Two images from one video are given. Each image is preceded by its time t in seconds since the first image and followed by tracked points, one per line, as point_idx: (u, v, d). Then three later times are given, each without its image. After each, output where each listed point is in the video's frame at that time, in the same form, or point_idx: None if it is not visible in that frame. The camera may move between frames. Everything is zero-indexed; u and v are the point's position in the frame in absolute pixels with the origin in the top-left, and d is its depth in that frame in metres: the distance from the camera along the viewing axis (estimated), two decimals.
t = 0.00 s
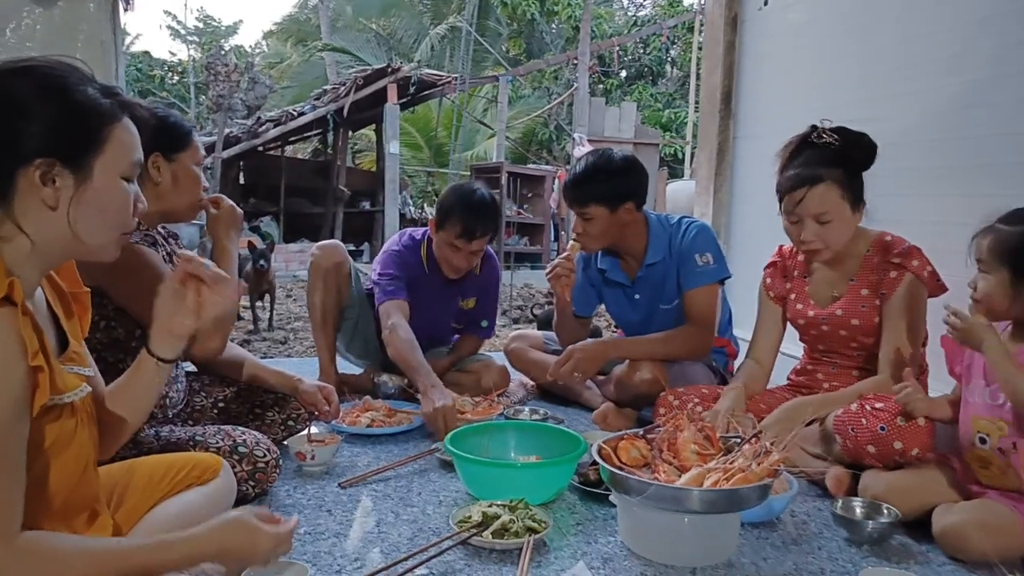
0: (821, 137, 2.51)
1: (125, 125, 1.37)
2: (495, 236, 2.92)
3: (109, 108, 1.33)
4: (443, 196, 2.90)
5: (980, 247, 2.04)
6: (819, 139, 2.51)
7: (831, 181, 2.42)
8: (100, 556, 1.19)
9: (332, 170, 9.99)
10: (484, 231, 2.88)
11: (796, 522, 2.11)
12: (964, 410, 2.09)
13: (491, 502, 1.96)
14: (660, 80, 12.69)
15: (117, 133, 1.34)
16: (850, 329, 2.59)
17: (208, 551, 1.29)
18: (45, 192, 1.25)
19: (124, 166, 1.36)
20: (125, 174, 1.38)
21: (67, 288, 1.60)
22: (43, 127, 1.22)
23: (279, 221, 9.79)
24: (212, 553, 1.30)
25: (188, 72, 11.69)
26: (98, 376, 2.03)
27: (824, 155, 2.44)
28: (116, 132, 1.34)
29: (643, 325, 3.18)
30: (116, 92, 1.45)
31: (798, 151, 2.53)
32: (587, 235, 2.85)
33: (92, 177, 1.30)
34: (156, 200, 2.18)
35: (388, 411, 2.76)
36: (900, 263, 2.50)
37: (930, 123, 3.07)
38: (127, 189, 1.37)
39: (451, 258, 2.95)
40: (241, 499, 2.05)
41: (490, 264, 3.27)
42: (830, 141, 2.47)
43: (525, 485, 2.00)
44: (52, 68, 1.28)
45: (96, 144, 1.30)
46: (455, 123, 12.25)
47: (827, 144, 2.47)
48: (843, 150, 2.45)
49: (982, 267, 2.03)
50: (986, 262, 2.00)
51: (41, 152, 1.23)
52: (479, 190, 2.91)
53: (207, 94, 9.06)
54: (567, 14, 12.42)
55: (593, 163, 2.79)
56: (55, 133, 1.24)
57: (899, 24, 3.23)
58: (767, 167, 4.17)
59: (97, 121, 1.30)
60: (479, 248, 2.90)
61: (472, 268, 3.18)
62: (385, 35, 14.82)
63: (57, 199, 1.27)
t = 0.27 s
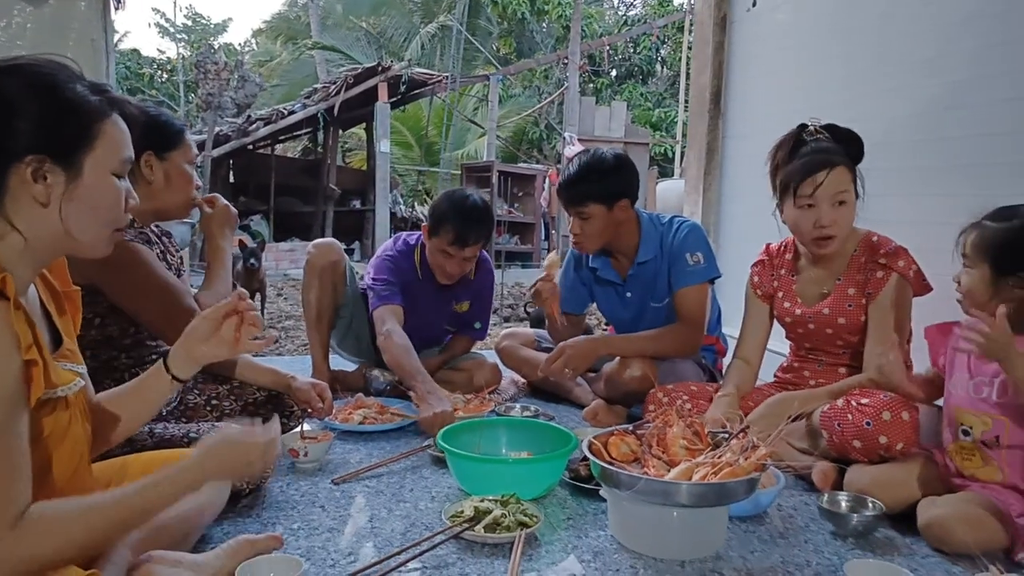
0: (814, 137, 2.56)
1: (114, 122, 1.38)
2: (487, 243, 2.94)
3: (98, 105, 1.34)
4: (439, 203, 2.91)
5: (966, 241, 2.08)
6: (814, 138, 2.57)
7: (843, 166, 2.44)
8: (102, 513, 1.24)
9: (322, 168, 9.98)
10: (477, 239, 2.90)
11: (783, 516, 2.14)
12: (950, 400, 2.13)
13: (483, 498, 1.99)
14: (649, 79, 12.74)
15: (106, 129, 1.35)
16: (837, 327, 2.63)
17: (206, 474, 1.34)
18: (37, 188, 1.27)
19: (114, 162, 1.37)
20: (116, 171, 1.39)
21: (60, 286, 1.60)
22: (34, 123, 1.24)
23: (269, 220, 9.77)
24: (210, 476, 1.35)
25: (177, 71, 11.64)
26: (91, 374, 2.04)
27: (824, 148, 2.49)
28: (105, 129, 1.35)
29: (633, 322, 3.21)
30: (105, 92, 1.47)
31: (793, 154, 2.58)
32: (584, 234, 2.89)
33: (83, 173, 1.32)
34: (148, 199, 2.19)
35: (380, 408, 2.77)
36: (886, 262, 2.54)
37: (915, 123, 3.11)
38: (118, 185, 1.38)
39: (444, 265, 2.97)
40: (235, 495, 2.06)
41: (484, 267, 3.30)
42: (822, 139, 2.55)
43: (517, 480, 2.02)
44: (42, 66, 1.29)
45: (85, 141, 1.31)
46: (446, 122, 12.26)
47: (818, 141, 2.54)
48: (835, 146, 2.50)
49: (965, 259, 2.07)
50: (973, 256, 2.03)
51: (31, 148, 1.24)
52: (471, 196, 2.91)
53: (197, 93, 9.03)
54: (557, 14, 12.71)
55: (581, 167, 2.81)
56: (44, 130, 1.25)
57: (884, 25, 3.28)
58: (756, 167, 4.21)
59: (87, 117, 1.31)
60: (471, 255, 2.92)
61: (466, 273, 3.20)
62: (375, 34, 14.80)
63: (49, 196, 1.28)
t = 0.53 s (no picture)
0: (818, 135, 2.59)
1: (125, 122, 1.41)
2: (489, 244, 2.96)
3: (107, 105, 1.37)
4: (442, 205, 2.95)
5: (967, 236, 2.12)
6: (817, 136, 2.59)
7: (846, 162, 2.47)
8: (133, 436, 1.32)
9: (323, 168, 10.01)
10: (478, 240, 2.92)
11: (781, 511, 2.17)
12: (942, 401, 2.21)
13: (485, 493, 2.02)
14: (650, 79, 12.77)
15: (115, 128, 1.37)
16: (837, 326, 2.66)
17: (187, 356, 1.39)
18: (48, 187, 1.30)
19: (124, 161, 1.39)
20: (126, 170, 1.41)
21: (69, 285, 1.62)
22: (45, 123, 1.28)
23: (270, 219, 9.81)
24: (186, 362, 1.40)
25: (178, 70, 11.67)
26: (100, 371, 2.07)
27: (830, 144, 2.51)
28: (115, 128, 1.37)
29: (633, 319, 3.25)
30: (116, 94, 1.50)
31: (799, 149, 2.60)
32: (599, 232, 2.91)
33: (93, 171, 1.34)
34: (154, 198, 2.21)
35: (382, 405, 2.80)
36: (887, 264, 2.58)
37: (914, 123, 3.14)
38: (128, 184, 1.40)
39: (448, 267, 3.00)
40: (241, 490, 2.09)
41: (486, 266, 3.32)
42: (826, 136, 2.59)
43: (519, 476, 2.05)
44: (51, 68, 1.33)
45: (94, 140, 1.34)
46: (447, 122, 12.29)
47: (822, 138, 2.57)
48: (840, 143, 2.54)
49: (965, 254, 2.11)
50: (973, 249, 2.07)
51: (41, 146, 1.28)
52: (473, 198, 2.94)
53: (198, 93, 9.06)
54: (558, 14, 12.74)
55: (587, 167, 2.83)
56: (54, 130, 1.29)
57: (883, 26, 3.30)
58: (757, 166, 4.24)
59: (96, 117, 1.34)
60: (473, 256, 2.95)
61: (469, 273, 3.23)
62: (376, 33, 14.84)
63: (60, 193, 1.31)
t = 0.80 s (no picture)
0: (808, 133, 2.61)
1: (121, 119, 1.42)
2: (484, 242, 2.99)
3: (101, 102, 1.39)
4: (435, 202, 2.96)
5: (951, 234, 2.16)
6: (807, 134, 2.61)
7: (829, 164, 2.51)
8: (154, 389, 1.39)
9: (314, 167, 10.01)
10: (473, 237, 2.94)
11: (769, 505, 2.21)
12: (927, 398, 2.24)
13: (478, 488, 2.05)
14: (641, 79, 12.83)
15: (110, 124, 1.39)
16: (824, 322, 2.70)
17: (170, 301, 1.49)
18: (43, 184, 1.32)
19: (121, 157, 1.40)
20: (124, 166, 1.42)
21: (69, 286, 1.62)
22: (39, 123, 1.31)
23: (261, 219, 9.79)
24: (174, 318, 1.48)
25: (168, 69, 11.61)
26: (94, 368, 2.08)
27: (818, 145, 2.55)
28: (108, 124, 1.39)
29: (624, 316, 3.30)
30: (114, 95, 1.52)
31: (788, 145, 2.63)
32: (601, 225, 2.96)
33: (88, 167, 1.36)
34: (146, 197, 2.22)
35: (376, 402, 2.83)
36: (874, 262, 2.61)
37: (899, 124, 3.19)
38: (125, 179, 1.41)
39: (443, 264, 3.02)
40: (236, 487, 2.11)
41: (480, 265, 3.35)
42: (818, 135, 2.60)
43: (512, 471, 2.08)
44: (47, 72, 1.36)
45: (87, 136, 1.35)
46: (438, 121, 12.30)
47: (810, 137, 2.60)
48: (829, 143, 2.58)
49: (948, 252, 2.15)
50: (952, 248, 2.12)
51: (37, 145, 1.30)
52: (467, 196, 2.97)
53: (188, 91, 9.04)
54: (549, 14, 12.75)
55: (592, 157, 2.89)
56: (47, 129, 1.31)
57: (870, 28, 3.35)
58: (746, 165, 4.29)
59: (90, 114, 1.36)
60: (468, 254, 2.97)
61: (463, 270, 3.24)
62: (367, 33, 14.81)
63: (55, 189, 1.34)
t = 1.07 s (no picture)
0: (812, 133, 2.63)
1: (157, 129, 1.51)
2: (491, 230, 3.02)
3: (140, 113, 1.48)
4: (441, 196, 3.01)
5: (958, 236, 2.17)
6: (811, 135, 2.63)
7: (820, 176, 2.53)
8: (182, 382, 1.46)
9: (326, 167, 10.07)
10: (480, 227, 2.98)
11: (778, 502, 2.23)
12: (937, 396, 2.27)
13: (491, 484, 2.08)
14: (651, 78, 12.82)
15: (147, 133, 1.48)
16: (834, 319, 2.71)
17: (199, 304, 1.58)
18: (83, 186, 1.41)
19: (157, 164, 1.49)
20: (160, 173, 1.51)
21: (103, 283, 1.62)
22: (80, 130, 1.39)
23: (274, 219, 9.86)
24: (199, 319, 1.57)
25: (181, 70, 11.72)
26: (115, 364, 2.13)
27: (817, 150, 2.56)
28: (146, 133, 1.47)
29: (636, 312, 3.33)
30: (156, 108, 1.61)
31: (790, 146, 2.66)
32: (618, 219, 3.00)
33: (125, 171, 1.44)
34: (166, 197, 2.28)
35: (389, 400, 2.86)
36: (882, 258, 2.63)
37: (909, 121, 3.19)
38: (159, 185, 1.49)
39: (452, 255, 3.06)
40: (253, 481, 2.15)
41: (487, 258, 3.39)
42: (822, 137, 2.61)
43: (523, 467, 2.11)
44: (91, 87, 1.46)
45: (125, 143, 1.44)
46: (449, 121, 12.34)
47: (813, 137, 2.62)
48: (835, 143, 2.58)
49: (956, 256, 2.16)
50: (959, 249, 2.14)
51: (79, 149, 1.39)
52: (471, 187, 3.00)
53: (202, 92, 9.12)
54: (559, 13, 12.76)
55: (610, 154, 2.93)
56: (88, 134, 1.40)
57: (881, 26, 3.36)
58: (756, 163, 4.30)
59: (128, 123, 1.45)
60: (475, 242, 3.00)
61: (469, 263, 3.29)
62: (377, 33, 14.87)
63: (94, 190, 1.42)
